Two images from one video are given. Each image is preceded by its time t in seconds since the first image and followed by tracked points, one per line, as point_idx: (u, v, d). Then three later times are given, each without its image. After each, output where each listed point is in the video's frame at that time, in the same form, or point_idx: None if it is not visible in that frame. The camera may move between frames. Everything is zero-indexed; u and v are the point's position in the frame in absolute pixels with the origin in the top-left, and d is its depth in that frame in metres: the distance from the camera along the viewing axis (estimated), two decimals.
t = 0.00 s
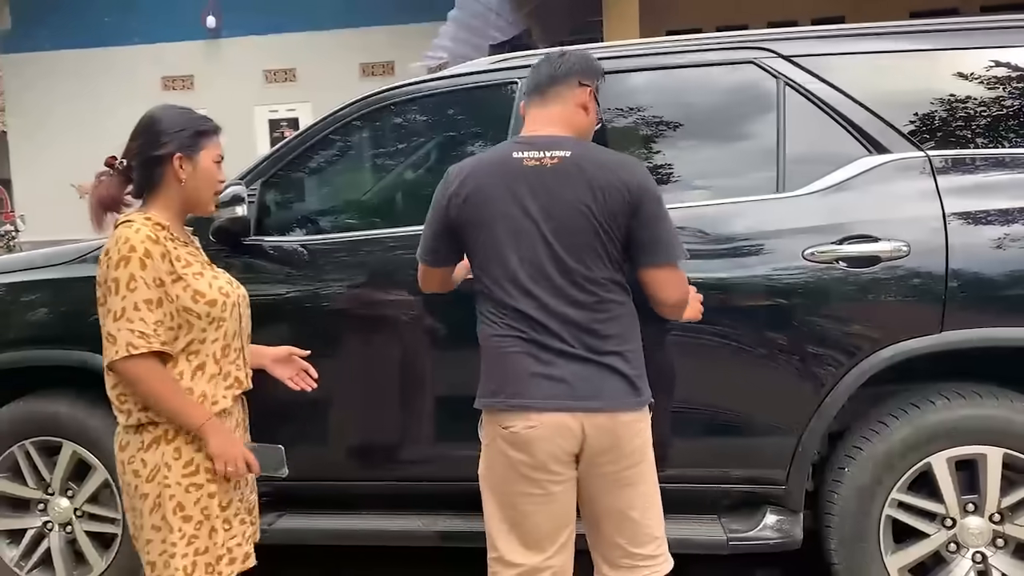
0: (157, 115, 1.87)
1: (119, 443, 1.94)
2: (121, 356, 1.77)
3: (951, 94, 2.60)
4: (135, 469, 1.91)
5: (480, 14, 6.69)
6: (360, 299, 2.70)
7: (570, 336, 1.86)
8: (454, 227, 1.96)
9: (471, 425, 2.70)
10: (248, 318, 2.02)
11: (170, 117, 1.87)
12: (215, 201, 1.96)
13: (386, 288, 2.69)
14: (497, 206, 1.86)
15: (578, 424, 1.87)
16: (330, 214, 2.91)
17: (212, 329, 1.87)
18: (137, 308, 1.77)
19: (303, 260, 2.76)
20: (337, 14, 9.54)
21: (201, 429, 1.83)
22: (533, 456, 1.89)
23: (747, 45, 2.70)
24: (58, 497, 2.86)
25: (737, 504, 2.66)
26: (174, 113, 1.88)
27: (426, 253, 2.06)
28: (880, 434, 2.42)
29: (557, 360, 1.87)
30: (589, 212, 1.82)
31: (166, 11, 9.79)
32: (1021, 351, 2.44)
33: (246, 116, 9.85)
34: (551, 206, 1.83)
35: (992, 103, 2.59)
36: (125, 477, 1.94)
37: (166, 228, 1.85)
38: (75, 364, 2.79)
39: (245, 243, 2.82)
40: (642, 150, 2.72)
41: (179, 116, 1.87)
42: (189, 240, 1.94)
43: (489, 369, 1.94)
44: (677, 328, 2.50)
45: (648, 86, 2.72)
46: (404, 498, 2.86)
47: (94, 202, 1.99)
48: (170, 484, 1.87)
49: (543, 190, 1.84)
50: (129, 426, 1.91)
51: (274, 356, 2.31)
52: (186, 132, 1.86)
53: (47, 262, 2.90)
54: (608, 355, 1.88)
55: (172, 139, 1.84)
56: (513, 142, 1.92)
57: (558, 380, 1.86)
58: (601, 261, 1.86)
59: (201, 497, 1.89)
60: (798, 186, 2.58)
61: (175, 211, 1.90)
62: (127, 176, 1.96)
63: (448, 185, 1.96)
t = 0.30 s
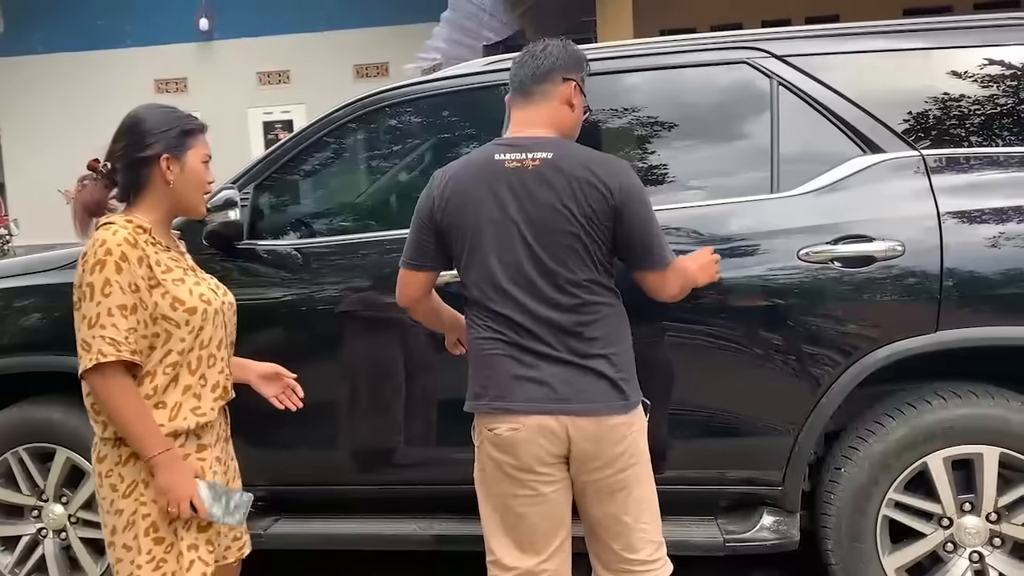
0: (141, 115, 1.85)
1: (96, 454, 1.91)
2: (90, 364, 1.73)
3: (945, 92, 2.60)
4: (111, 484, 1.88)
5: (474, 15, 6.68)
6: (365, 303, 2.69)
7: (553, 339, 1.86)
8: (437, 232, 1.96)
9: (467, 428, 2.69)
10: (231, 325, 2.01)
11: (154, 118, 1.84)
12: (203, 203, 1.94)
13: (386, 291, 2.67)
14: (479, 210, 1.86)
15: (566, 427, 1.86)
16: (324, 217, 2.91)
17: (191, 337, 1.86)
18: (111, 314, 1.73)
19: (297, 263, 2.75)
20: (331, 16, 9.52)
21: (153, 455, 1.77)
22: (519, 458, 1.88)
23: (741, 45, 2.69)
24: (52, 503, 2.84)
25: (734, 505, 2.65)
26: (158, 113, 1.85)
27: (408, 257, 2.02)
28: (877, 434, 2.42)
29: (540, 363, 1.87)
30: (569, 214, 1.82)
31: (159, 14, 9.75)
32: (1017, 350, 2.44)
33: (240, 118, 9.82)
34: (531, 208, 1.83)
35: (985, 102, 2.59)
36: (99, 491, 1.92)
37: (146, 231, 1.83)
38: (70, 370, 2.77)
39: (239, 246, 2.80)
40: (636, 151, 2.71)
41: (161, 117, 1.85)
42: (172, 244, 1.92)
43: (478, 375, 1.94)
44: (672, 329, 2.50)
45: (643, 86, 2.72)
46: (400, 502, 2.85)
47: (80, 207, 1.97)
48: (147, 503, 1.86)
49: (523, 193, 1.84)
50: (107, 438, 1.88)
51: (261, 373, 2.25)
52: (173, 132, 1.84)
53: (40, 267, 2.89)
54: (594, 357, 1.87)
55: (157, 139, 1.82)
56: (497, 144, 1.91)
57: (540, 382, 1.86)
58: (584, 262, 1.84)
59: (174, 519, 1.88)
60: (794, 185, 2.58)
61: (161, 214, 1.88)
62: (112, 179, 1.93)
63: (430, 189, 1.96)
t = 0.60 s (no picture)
0: (129, 122, 1.82)
1: (88, 473, 1.87)
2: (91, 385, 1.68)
3: (941, 98, 2.59)
4: (107, 502, 1.85)
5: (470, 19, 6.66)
6: (359, 310, 2.67)
7: (578, 347, 1.88)
8: (460, 244, 1.85)
9: (463, 437, 2.67)
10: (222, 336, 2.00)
11: (140, 126, 1.81)
12: (185, 214, 1.91)
13: (383, 299, 2.65)
14: (510, 220, 1.82)
15: (589, 435, 1.89)
16: (319, 223, 2.89)
17: (186, 350, 1.84)
18: (108, 332, 1.70)
19: (291, 270, 2.73)
20: (326, 20, 9.50)
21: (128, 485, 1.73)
22: (542, 466, 1.88)
23: (739, 51, 2.68)
24: (43, 513, 2.81)
25: (732, 514, 2.64)
26: (146, 121, 1.82)
27: (427, 270, 1.87)
28: (876, 443, 2.40)
29: (567, 370, 1.88)
30: (598, 227, 1.86)
31: (153, 17, 9.71)
32: (1015, 358, 2.42)
33: (235, 122, 9.79)
34: (561, 219, 1.84)
35: (981, 108, 2.59)
36: (93, 510, 1.88)
37: (135, 244, 1.80)
38: (62, 377, 2.75)
39: (233, 253, 2.78)
40: (632, 157, 2.70)
41: (149, 125, 1.82)
42: (159, 256, 1.90)
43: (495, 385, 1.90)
44: (669, 337, 2.48)
45: (639, 92, 2.70)
46: (396, 511, 2.83)
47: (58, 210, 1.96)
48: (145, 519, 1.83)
49: (552, 205, 1.84)
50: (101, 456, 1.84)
51: (249, 385, 2.23)
52: (161, 141, 1.81)
53: (32, 273, 2.86)
54: (611, 362, 1.92)
55: (144, 147, 1.80)
56: (513, 154, 1.89)
57: (569, 390, 1.87)
58: (605, 272, 1.90)
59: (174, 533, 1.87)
60: (791, 192, 2.57)
61: (145, 224, 1.85)
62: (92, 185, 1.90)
63: (448, 198, 1.86)
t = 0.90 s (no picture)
0: (126, 129, 1.79)
1: (98, 484, 1.83)
2: (107, 395, 1.65)
3: (942, 105, 2.57)
4: (122, 511, 1.81)
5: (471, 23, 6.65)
6: (354, 317, 2.65)
7: (635, 354, 1.99)
8: (589, 257, 1.79)
9: (462, 445, 2.65)
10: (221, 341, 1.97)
11: (137, 135, 1.78)
12: (181, 224, 1.88)
13: (382, 305, 2.63)
14: (614, 230, 1.86)
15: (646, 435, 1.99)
16: (318, 228, 2.86)
17: (194, 356, 1.82)
18: (119, 341, 1.66)
19: (290, 276, 2.70)
20: (325, 23, 9.48)
21: (152, 494, 1.70)
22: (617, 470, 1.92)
23: (742, 57, 2.66)
24: (39, 520, 2.78)
25: (735, 524, 2.61)
26: (143, 130, 1.80)
27: (575, 282, 1.73)
28: (881, 453, 2.38)
29: (634, 376, 1.97)
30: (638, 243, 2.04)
31: (152, 20, 9.69)
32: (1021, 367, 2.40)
33: (233, 125, 9.76)
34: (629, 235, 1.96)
35: (982, 115, 2.56)
36: (106, 521, 1.84)
37: (135, 253, 1.78)
38: (59, 384, 2.72)
39: (231, 259, 2.76)
40: (632, 162, 2.68)
41: (147, 134, 1.79)
42: (158, 264, 1.87)
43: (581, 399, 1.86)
44: (671, 344, 2.46)
45: (641, 97, 2.69)
46: (395, 520, 2.80)
47: (51, 215, 1.95)
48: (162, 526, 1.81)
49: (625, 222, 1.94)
50: (114, 466, 1.81)
51: (246, 393, 2.20)
52: (158, 152, 1.79)
53: (29, 278, 2.83)
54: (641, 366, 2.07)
55: (140, 157, 1.77)
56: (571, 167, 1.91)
57: (639, 395, 1.96)
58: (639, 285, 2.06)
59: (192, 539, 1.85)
60: (795, 199, 2.54)
61: (140, 233, 1.82)
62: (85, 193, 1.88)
63: (568, 210, 1.77)
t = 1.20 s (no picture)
0: (131, 129, 1.76)
1: (104, 485, 1.77)
2: (126, 394, 1.62)
3: (952, 105, 2.52)
4: (129, 512, 1.75)
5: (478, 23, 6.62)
6: (353, 320, 2.62)
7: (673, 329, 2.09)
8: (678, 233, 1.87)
9: (469, 449, 2.61)
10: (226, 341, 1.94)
11: (144, 134, 1.75)
12: (187, 224, 1.85)
13: (385, 307, 2.60)
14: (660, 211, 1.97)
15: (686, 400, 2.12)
16: (323, 229, 2.83)
17: (205, 356, 1.80)
18: (136, 341, 1.63)
19: (296, 277, 2.67)
20: (330, 24, 9.46)
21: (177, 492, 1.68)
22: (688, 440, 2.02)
23: (753, 56, 2.62)
24: (41, 525, 2.75)
25: (747, 531, 2.57)
26: (149, 129, 1.76)
27: (695, 252, 1.78)
28: (897, 459, 2.34)
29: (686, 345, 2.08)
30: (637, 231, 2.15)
31: (156, 21, 9.68)
32: None
33: (237, 125, 9.74)
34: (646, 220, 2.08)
35: (991, 115, 2.51)
36: (111, 523, 1.78)
37: (144, 253, 1.74)
38: (62, 387, 2.69)
39: (236, 261, 2.72)
40: (639, 163, 2.64)
41: (153, 133, 1.76)
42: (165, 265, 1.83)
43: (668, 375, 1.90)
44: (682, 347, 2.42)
45: (645, 97, 2.65)
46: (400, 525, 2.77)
47: (57, 213, 1.90)
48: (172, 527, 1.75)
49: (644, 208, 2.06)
50: (123, 467, 1.75)
51: (249, 398, 2.17)
52: (165, 150, 1.76)
53: (33, 280, 2.80)
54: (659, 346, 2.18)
55: (148, 155, 1.73)
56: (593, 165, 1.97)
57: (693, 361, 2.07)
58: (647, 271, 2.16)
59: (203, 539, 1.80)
60: (809, 201, 2.50)
61: (145, 232, 1.78)
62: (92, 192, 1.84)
63: (652, 196, 1.82)
